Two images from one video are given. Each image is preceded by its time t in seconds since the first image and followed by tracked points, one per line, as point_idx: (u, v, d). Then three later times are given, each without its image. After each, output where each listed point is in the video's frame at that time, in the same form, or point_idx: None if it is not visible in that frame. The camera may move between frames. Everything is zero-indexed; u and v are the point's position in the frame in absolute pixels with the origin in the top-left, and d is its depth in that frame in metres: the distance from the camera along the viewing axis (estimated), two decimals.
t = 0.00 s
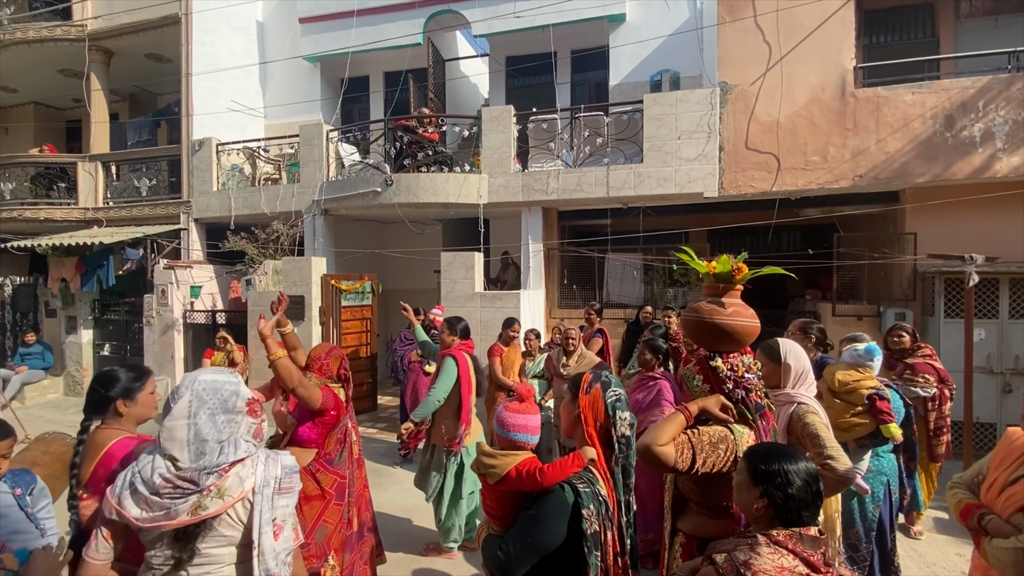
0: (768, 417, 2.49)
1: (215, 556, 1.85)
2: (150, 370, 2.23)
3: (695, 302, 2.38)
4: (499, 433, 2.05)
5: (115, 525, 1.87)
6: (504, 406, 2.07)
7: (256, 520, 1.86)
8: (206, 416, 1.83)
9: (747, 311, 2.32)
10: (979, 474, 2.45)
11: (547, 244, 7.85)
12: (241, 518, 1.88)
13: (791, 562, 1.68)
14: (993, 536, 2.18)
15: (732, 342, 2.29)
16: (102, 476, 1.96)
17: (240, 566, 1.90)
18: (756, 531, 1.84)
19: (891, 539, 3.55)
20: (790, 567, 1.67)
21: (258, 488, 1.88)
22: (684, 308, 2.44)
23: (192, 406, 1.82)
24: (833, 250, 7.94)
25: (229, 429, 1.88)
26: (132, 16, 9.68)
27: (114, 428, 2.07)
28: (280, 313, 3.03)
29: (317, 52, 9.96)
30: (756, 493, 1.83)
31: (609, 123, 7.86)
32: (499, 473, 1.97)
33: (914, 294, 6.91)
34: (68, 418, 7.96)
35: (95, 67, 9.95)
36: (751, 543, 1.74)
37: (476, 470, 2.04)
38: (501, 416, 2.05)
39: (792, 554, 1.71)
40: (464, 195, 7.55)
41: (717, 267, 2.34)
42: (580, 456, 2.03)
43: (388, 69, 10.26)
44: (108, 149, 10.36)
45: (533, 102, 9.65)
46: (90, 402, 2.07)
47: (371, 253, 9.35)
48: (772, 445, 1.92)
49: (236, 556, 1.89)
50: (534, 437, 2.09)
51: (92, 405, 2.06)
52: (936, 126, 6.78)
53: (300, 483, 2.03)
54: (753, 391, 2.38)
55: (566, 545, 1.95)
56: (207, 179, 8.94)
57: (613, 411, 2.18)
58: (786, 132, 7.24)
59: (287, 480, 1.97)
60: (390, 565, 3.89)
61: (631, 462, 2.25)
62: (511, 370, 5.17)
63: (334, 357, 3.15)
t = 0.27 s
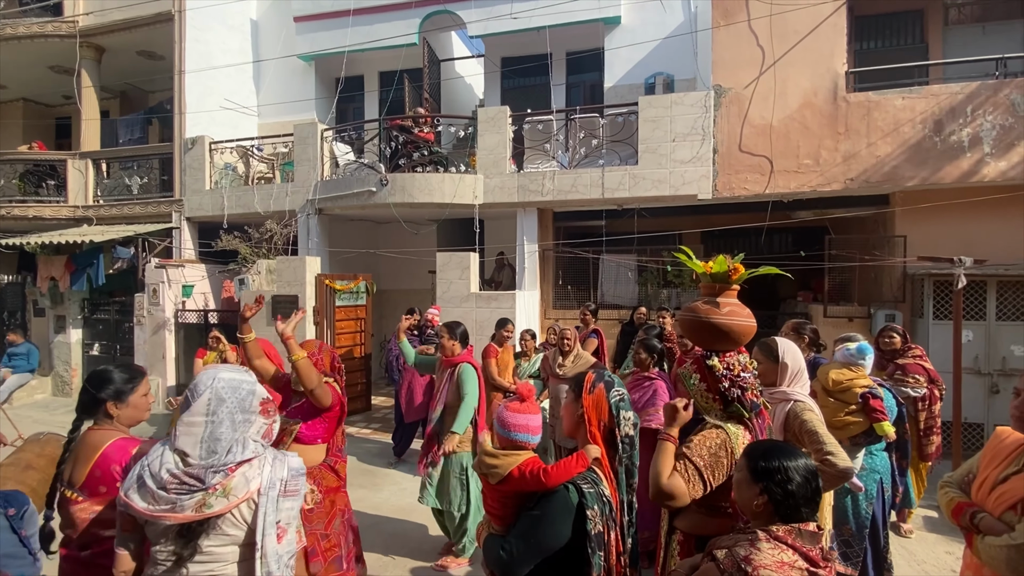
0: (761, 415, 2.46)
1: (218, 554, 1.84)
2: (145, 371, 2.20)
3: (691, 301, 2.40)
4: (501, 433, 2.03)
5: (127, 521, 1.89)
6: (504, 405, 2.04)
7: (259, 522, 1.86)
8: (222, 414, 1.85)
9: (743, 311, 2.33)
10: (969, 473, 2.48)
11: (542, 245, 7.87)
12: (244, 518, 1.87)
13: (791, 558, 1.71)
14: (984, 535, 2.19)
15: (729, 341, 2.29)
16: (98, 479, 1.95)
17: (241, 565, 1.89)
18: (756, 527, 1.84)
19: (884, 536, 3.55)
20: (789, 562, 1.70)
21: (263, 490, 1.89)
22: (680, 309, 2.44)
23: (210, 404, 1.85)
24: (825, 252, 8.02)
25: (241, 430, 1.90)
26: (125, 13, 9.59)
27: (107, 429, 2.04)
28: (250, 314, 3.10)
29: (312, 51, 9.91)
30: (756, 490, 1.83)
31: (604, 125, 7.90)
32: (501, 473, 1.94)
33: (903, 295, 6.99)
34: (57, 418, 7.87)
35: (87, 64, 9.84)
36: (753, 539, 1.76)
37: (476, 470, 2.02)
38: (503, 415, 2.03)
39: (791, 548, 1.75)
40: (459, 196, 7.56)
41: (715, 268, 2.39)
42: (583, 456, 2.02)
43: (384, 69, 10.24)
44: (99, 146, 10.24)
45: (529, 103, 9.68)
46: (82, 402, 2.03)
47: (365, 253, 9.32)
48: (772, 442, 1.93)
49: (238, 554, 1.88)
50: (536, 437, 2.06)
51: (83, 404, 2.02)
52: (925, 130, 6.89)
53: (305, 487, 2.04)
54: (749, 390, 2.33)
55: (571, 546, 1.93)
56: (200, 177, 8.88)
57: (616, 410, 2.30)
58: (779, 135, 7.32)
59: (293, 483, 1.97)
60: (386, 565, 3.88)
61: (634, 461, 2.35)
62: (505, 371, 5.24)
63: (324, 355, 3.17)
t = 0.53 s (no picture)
0: (761, 416, 2.44)
1: (220, 558, 1.85)
2: (140, 373, 2.14)
3: (694, 302, 2.40)
4: (506, 438, 2.03)
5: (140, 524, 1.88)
6: (508, 410, 2.05)
7: (259, 527, 1.86)
8: (235, 417, 1.87)
9: (742, 313, 2.33)
10: (967, 475, 2.50)
11: (540, 246, 7.87)
12: (246, 522, 1.87)
13: (796, 560, 1.72)
14: (984, 537, 2.21)
15: (729, 343, 2.29)
16: (111, 488, 1.94)
17: (241, 569, 1.89)
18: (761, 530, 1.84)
19: (883, 538, 3.55)
20: (796, 565, 1.70)
21: (266, 494, 1.89)
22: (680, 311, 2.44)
23: (224, 405, 1.86)
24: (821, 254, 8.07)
25: (250, 433, 1.91)
26: (121, 12, 9.54)
27: (109, 436, 2.00)
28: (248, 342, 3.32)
29: (309, 51, 9.89)
30: (762, 492, 1.83)
31: (602, 127, 7.92)
32: (507, 478, 1.95)
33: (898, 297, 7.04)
34: (50, 419, 7.81)
35: (82, 63, 9.79)
36: (758, 543, 1.77)
37: (482, 475, 2.02)
38: (507, 420, 2.04)
39: (797, 550, 1.76)
40: (457, 197, 7.55)
41: (715, 270, 2.38)
42: (591, 459, 2.03)
43: (381, 69, 10.22)
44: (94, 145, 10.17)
45: (526, 104, 9.69)
46: (79, 409, 1.97)
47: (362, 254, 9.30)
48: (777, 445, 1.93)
49: (238, 559, 1.88)
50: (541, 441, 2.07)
51: (82, 413, 1.97)
52: (920, 134, 6.94)
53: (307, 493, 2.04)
54: (747, 392, 2.32)
55: (580, 549, 1.94)
56: (196, 177, 8.83)
57: (626, 413, 2.22)
58: (775, 138, 7.35)
59: (295, 489, 1.97)
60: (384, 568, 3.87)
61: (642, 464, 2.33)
62: (504, 374, 5.14)
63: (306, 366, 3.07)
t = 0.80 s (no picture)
0: (767, 420, 2.42)
1: (226, 562, 1.90)
2: (153, 380, 2.04)
3: (698, 305, 2.41)
4: (514, 444, 2.05)
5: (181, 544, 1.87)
6: (516, 416, 2.06)
7: (264, 528, 1.92)
8: (243, 419, 1.90)
9: (747, 317, 2.33)
10: (970, 478, 2.51)
11: (540, 248, 7.87)
12: (251, 525, 1.93)
13: (805, 563, 1.71)
14: (985, 538, 2.22)
15: (732, 346, 2.29)
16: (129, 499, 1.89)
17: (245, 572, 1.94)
18: (769, 533, 1.85)
19: (885, 542, 3.55)
20: (804, 568, 1.69)
21: (271, 496, 1.95)
22: (685, 315, 2.44)
23: (235, 408, 1.91)
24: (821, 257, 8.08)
25: (258, 435, 1.95)
26: (122, 13, 9.53)
27: (122, 447, 1.93)
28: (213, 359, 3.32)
29: (310, 53, 9.89)
30: (769, 495, 1.84)
31: (603, 129, 7.93)
32: (517, 485, 1.97)
33: (898, 300, 7.05)
34: (50, 421, 7.78)
35: (82, 63, 9.77)
36: (767, 546, 1.75)
37: (491, 482, 2.04)
38: (514, 426, 2.04)
39: (806, 554, 1.74)
40: (458, 199, 7.55)
41: (719, 274, 2.39)
42: (604, 465, 2.02)
43: (382, 71, 10.23)
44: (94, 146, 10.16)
45: (527, 106, 9.70)
46: (89, 420, 1.89)
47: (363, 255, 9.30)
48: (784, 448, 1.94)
49: (243, 563, 1.93)
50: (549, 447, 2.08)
51: (94, 423, 1.88)
52: (920, 137, 6.97)
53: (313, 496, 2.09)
54: (753, 395, 2.31)
55: (594, 556, 1.94)
56: (196, 178, 8.83)
57: (637, 419, 2.26)
58: (776, 141, 7.37)
59: (300, 491, 2.03)
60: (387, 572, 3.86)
61: (653, 469, 2.32)
62: (509, 375, 5.14)
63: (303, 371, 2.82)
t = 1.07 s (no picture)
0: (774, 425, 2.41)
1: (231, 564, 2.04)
2: (138, 390, 2.03)
3: (705, 309, 2.40)
4: (524, 451, 2.06)
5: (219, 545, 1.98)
6: (525, 423, 2.08)
7: (269, 530, 2.05)
8: (248, 424, 2.06)
9: (755, 322, 2.32)
10: (975, 482, 2.49)
11: (543, 249, 7.87)
12: (256, 527, 2.07)
13: (814, 564, 1.67)
14: (990, 541, 2.20)
15: (740, 351, 2.28)
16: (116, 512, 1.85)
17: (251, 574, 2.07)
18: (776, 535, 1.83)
19: (890, 547, 3.47)
20: (814, 569, 1.65)
21: (275, 498, 2.09)
22: (692, 318, 2.42)
23: (241, 413, 2.07)
24: (824, 258, 8.07)
25: (261, 439, 2.10)
26: (125, 14, 9.54)
27: (105, 458, 1.90)
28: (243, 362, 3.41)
29: (312, 54, 9.89)
30: (778, 497, 1.82)
31: (606, 131, 7.93)
32: (529, 492, 1.97)
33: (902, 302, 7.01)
34: (53, 422, 7.79)
35: (85, 64, 9.77)
36: (775, 547, 1.73)
37: (504, 488, 2.05)
38: (524, 433, 2.06)
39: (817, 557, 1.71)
40: (461, 200, 7.55)
41: (728, 278, 2.35)
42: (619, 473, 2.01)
43: (385, 72, 10.23)
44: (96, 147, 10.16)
45: (529, 108, 9.71)
46: (72, 432, 1.87)
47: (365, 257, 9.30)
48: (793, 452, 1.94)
49: (247, 566, 2.06)
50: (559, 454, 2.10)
51: (77, 434, 1.86)
52: (925, 139, 6.95)
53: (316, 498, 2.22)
54: (762, 399, 2.29)
55: (609, 564, 1.93)
56: (199, 179, 8.83)
57: (653, 425, 2.24)
58: (780, 142, 7.36)
59: (304, 494, 2.16)
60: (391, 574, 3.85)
61: (667, 475, 2.30)
62: (516, 377, 5.13)
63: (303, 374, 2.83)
